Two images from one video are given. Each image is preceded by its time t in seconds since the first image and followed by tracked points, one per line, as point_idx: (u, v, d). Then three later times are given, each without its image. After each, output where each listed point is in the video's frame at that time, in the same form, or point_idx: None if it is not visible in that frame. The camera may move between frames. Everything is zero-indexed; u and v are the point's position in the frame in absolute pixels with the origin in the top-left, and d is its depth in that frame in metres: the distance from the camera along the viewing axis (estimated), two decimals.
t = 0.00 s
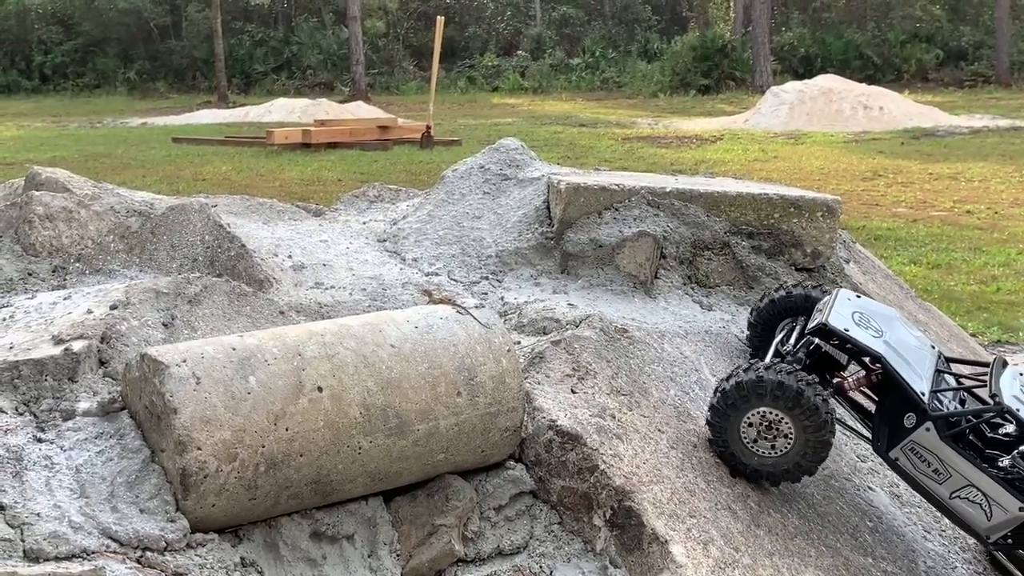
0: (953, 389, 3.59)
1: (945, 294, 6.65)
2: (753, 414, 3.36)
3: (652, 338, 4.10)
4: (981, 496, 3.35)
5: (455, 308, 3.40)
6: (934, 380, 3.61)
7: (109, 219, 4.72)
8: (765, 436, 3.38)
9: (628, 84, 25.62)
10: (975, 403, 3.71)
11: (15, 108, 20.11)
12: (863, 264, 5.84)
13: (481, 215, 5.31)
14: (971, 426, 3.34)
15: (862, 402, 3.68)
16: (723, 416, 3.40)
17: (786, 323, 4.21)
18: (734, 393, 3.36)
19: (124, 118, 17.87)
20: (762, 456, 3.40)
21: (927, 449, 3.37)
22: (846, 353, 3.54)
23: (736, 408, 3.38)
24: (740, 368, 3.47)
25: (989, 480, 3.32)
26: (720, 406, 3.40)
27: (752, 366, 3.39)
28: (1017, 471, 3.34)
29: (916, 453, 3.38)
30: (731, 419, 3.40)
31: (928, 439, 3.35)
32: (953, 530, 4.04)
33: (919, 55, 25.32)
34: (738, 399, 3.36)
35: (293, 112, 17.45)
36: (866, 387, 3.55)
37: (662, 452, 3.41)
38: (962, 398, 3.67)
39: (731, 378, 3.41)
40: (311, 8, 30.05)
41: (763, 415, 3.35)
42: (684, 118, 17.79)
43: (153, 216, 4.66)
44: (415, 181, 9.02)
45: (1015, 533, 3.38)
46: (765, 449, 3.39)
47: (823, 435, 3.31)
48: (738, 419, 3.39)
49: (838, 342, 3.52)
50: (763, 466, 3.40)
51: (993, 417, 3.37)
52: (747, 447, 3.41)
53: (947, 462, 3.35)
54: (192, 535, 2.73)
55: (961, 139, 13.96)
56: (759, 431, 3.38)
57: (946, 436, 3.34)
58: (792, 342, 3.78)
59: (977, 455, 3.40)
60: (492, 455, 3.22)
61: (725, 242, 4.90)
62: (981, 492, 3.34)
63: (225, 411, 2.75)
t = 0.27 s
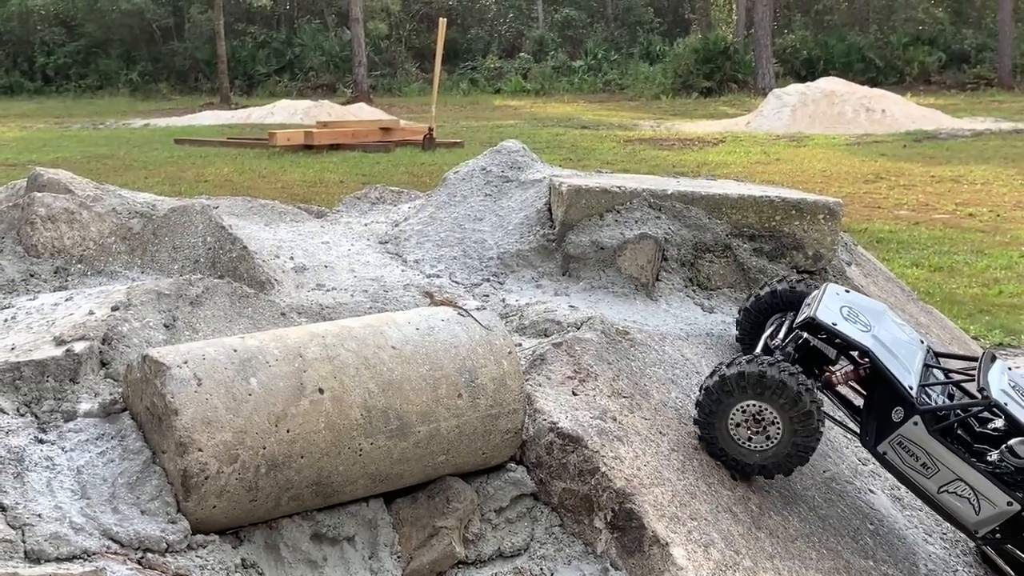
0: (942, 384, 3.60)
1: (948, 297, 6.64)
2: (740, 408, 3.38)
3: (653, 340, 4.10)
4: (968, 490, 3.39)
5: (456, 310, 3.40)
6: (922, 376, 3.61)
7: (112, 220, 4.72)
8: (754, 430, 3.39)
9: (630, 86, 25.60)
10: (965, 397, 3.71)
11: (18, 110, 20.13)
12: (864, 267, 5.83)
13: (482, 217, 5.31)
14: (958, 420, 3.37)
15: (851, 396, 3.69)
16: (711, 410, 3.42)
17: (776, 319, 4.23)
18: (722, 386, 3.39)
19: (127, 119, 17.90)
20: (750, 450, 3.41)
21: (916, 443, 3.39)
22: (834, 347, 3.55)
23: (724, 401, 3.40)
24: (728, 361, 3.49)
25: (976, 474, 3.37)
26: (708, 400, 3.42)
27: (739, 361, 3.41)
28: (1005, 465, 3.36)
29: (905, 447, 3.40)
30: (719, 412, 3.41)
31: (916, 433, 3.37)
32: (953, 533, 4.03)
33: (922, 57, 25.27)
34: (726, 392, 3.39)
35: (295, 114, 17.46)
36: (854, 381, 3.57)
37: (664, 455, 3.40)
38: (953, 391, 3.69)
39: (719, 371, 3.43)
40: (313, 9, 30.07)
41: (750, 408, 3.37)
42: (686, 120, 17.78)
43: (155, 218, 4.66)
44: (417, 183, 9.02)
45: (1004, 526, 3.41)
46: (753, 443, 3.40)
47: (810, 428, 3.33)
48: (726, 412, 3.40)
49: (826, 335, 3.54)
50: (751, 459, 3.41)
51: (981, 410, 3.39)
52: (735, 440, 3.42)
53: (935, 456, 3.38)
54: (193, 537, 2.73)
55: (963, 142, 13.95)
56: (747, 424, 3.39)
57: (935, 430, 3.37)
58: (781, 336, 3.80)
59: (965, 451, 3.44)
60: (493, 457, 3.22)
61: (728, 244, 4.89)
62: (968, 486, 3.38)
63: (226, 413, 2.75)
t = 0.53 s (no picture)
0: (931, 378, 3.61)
1: (949, 299, 6.64)
2: (729, 401, 3.38)
3: (655, 342, 4.10)
4: (957, 484, 3.38)
5: (458, 312, 3.40)
6: (912, 369, 3.67)
7: (114, 221, 4.73)
8: (741, 422, 3.39)
9: (632, 88, 25.60)
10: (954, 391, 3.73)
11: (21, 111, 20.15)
12: (866, 269, 5.83)
13: (484, 218, 5.32)
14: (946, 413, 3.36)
15: (840, 389, 3.68)
16: (700, 403, 3.42)
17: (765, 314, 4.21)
18: (711, 380, 3.39)
19: (130, 120, 17.92)
20: (738, 443, 3.41)
21: (904, 437, 3.39)
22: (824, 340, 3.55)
23: (712, 394, 3.40)
24: (718, 354, 3.49)
25: (966, 469, 3.35)
26: (697, 393, 3.42)
27: (728, 354, 3.41)
28: (994, 459, 3.37)
29: (893, 440, 3.40)
30: (708, 405, 3.41)
31: (904, 427, 3.37)
32: (953, 534, 4.03)
33: (925, 60, 25.26)
34: (714, 385, 3.38)
35: (297, 115, 17.47)
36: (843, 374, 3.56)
37: (665, 456, 3.40)
38: (941, 386, 3.71)
39: (708, 364, 3.43)
40: (316, 11, 30.07)
41: (738, 401, 3.37)
42: (688, 122, 17.78)
43: (157, 219, 4.67)
44: (419, 184, 9.03)
45: (993, 521, 3.41)
46: (741, 436, 3.40)
47: (799, 422, 3.32)
48: (715, 405, 3.41)
49: (815, 329, 3.53)
50: (739, 452, 3.41)
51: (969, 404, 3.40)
52: (724, 433, 3.42)
53: (924, 449, 3.37)
54: (194, 537, 2.73)
55: (965, 144, 13.94)
56: (736, 417, 3.39)
57: (924, 424, 3.37)
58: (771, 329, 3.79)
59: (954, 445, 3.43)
60: (494, 458, 3.22)
61: (729, 246, 4.89)
62: (957, 479, 3.37)
63: (227, 413, 2.75)
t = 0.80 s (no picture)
0: (922, 371, 3.63)
1: (952, 301, 6.64)
2: (721, 394, 3.38)
3: (657, 343, 4.10)
4: (949, 478, 3.39)
5: (460, 312, 3.40)
6: (904, 362, 3.64)
7: (116, 223, 4.73)
8: (733, 416, 3.39)
9: (635, 89, 25.59)
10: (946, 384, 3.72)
11: (23, 112, 20.15)
12: (868, 270, 5.82)
13: (487, 219, 5.32)
14: (938, 407, 3.38)
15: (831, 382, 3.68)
16: (691, 396, 3.42)
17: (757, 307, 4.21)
18: (703, 373, 3.38)
19: (132, 121, 17.91)
20: (730, 436, 3.42)
21: (896, 430, 3.39)
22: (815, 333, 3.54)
23: (704, 387, 3.40)
24: (710, 347, 3.48)
25: (958, 462, 3.36)
26: (688, 386, 3.42)
27: (721, 347, 3.40)
28: (986, 452, 3.40)
29: (885, 434, 3.41)
30: (699, 399, 3.42)
31: (895, 421, 3.38)
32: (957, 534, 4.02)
33: (927, 61, 25.25)
34: (706, 378, 3.38)
35: (299, 116, 17.48)
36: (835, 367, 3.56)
37: (668, 456, 3.40)
38: (933, 377, 3.72)
39: (701, 357, 3.42)
40: (319, 12, 30.07)
41: (730, 395, 3.37)
42: (690, 123, 17.77)
43: (160, 220, 4.67)
44: (422, 185, 9.03)
45: (984, 515, 3.42)
46: (733, 429, 3.41)
47: (790, 415, 3.32)
48: (707, 398, 3.41)
49: (806, 322, 3.52)
50: (730, 446, 3.42)
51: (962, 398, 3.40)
52: (714, 426, 3.42)
53: (916, 443, 3.38)
54: (197, 537, 2.73)
55: (967, 145, 13.94)
56: (727, 411, 3.40)
57: (915, 417, 3.38)
58: (762, 322, 3.78)
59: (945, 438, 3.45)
60: (497, 458, 3.22)
61: (731, 247, 4.88)
62: (948, 473, 3.38)
63: (229, 413, 2.75)
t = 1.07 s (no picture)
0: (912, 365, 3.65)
1: (954, 302, 6.63)
2: (710, 388, 3.38)
3: (657, 345, 4.10)
4: (938, 471, 3.41)
5: (461, 314, 3.39)
6: (894, 355, 3.68)
7: (118, 224, 4.72)
8: (722, 411, 3.39)
9: (637, 91, 25.57)
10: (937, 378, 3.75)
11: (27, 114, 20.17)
12: (870, 272, 5.81)
13: (488, 221, 5.32)
14: (928, 400, 3.41)
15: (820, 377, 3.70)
16: (681, 391, 3.42)
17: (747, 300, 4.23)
18: (692, 367, 3.39)
19: (134, 123, 17.93)
20: (717, 430, 3.41)
21: (885, 424, 3.42)
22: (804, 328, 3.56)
23: (693, 380, 3.40)
24: (699, 342, 3.49)
25: (947, 456, 3.38)
26: (678, 380, 3.42)
27: (711, 342, 3.41)
28: (976, 446, 3.42)
29: (874, 427, 3.43)
30: (688, 392, 3.41)
31: (885, 414, 3.41)
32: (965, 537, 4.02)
33: (930, 62, 25.24)
34: (696, 372, 3.38)
35: (302, 118, 17.49)
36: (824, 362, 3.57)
37: (669, 458, 3.39)
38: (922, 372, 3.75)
39: (690, 352, 3.43)
40: (321, 14, 30.08)
41: (719, 389, 3.37)
42: (693, 125, 17.75)
43: (162, 222, 4.67)
44: (424, 187, 9.03)
45: (974, 510, 3.41)
46: (721, 423, 3.40)
47: (779, 409, 3.32)
48: (696, 391, 3.40)
49: (796, 316, 3.54)
50: (719, 441, 3.41)
51: (951, 391, 3.44)
52: (704, 422, 3.42)
53: (905, 437, 3.41)
54: (197, 540, 2.73)
55: (970, 147, 13.91)
56: (716, 405, 3.39)
57: (904, 411, 3.41)
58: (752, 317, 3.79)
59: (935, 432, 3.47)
60: (498, 461, 3.22)
61: (733, 249, 4.88)
62: (937, 466, 3.40)
63: (230, 416, 2.75)
